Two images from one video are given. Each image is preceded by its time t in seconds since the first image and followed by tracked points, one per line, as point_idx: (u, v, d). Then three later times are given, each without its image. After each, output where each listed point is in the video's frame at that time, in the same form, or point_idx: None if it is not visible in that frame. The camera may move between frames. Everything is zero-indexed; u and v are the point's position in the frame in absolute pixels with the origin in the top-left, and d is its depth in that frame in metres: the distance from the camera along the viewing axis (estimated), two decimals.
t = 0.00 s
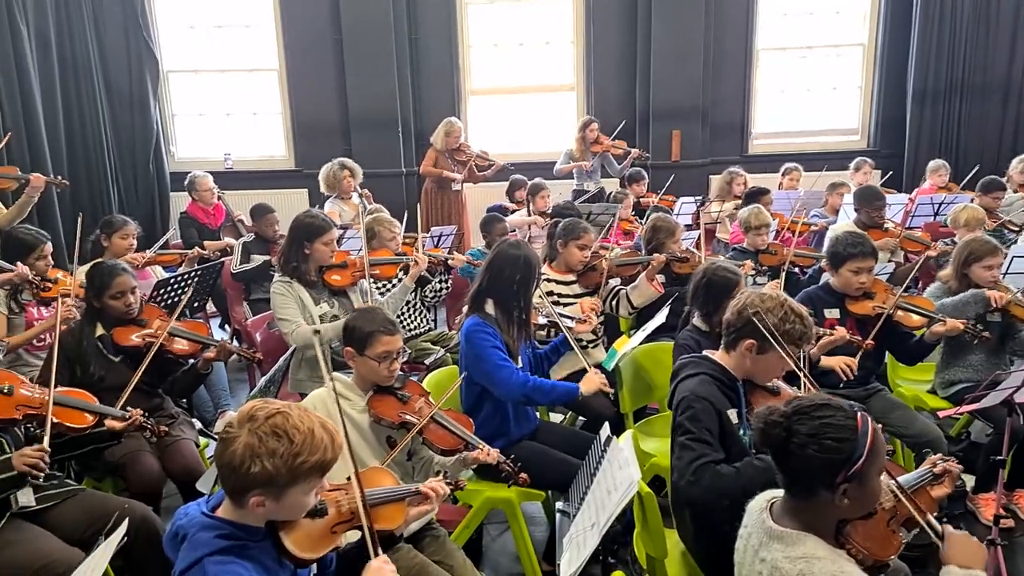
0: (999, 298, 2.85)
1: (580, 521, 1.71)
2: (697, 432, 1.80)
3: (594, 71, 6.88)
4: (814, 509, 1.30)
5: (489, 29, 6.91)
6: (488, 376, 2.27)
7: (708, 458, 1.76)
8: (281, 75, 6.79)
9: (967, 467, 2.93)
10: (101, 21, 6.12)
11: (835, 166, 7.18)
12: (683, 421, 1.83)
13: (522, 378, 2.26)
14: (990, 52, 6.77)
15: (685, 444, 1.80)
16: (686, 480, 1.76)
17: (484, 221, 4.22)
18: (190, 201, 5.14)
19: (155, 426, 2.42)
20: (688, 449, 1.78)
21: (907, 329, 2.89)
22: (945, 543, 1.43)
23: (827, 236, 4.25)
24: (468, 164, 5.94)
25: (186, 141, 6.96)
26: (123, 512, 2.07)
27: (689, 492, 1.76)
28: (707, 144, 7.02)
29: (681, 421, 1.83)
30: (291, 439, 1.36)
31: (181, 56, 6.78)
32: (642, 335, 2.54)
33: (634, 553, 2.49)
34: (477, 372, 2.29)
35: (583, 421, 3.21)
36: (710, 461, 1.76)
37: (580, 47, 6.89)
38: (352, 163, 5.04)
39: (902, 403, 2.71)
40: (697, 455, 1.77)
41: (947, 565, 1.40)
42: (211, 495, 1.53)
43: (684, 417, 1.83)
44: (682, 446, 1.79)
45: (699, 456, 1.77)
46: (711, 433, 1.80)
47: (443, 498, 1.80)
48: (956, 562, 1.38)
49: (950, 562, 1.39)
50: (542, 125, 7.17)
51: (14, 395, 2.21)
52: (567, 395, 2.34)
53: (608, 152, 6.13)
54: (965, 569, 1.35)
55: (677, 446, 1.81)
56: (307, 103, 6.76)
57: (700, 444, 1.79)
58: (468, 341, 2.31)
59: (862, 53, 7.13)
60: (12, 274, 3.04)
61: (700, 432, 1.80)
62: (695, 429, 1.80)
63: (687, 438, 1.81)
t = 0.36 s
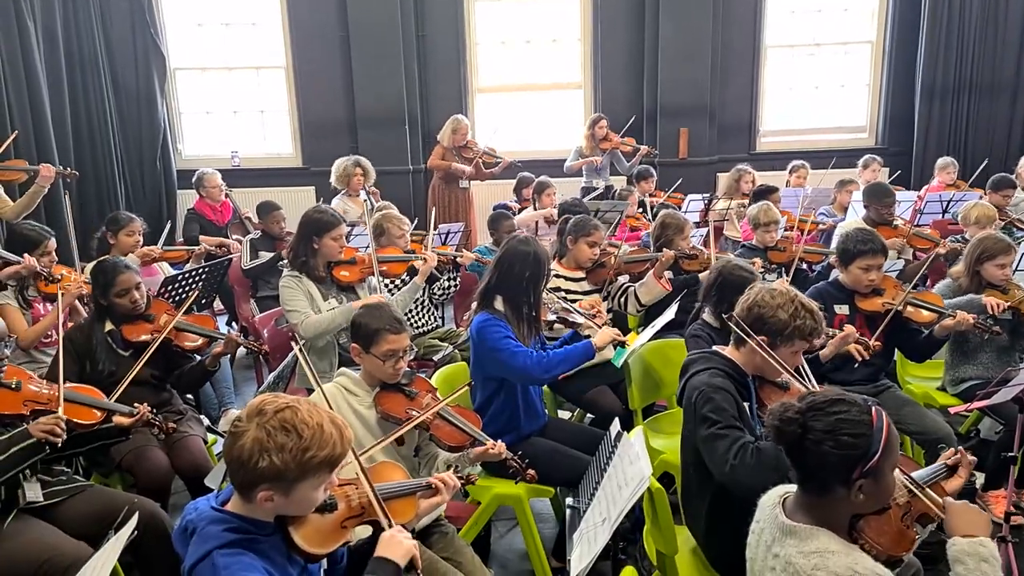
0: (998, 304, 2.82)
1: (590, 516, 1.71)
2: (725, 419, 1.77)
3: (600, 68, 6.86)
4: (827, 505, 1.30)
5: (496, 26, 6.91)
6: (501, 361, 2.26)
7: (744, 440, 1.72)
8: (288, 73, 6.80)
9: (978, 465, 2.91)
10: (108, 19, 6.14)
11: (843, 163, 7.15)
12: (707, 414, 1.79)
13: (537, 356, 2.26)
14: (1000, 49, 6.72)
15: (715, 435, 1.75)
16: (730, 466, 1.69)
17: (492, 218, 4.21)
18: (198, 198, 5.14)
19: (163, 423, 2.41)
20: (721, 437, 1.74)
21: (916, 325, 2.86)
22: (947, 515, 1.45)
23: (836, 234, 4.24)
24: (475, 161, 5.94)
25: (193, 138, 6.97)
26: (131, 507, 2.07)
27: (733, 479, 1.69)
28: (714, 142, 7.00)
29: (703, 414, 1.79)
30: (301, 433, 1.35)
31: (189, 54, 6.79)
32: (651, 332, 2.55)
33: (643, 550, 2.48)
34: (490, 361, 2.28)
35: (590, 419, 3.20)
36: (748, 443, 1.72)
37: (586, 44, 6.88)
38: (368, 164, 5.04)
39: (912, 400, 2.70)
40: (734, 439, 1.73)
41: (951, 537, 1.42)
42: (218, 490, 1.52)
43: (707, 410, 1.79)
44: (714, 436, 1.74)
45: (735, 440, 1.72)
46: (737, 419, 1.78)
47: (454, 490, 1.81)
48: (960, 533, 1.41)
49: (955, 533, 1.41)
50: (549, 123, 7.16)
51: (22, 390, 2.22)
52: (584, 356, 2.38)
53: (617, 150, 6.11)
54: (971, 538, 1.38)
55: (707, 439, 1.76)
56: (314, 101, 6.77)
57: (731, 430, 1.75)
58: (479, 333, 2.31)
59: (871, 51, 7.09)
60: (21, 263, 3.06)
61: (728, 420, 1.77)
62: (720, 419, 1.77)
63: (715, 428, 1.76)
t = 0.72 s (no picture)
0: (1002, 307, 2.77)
1: (599, 512, 1.71)
2: (739, 415, 1.76)
3: (605, 66, 6.85)
4: (838, 500, 1.29)
5: (501, 24, 6.90)
6: (500, 361, 2.26)
7: (763, 437, 1.72)
8: (292, 70, 6.79)
9: (985, 464, 2.90)
10: (112, 17, 6.13)
11: (847, 161, 7.14)
12: (720, 412, 1.78)
13: (537, 360, 2.24)
14: (1006, 47, 6.71)
15: (733, 433, 1.74)
16: (754, 463, 1.68)
17: (497, 216, 4.21)
18: (202, 196, 5.14)
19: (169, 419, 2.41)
20: (740, 435, 1.73)
21: (924, 320, 2.86)
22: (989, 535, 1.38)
23: (841, 231, 4.23)
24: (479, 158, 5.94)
25: (197, 136, 6.97)
26: (138, 503, 2.06)
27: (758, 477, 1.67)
28: (719, 139, 6.98)
29: (715, 412, 1.79)
30: (312, 429, 1.35)
31: (192, 52, 6.79)
32: (657, 329, 2.54)
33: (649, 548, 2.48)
34: (492, 360, 2.28)
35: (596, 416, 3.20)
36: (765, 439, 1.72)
37: (591, 41, 6.86)
38: (374, 164, 5.04)
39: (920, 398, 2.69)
40: (752, 436, 1.72)
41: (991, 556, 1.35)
42: (225, 487, 1.51)
43: (718, 408, 1.79)
44: (733, 435, 1.73)
45: (753, 438, 1.72)
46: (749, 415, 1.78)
47: (460, 486, 1.79)
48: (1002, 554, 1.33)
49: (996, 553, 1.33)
50: (553, 121, 7.15)
51: (29, 385, 2.19)
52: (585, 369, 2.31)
53: (617, 148, 6.13)
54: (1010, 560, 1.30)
55: (725, 438, 1.74)
56: (318, 99, 6.77)
57: (748, 427, 1.74)
58: (485, 329, 2.32)
59: (876, 49, 7.07)
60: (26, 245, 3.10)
61: (741, 417, 1.76)
62: (734, 417, 1.76)
63: (733, 426, 1.75)
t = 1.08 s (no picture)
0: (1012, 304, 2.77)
1: (609, 507, 1.70)
2: (748, 422, 1.76)
3: (609, 63, 6.85)
4: (852, 494, 1.29)
5: (504, 23, 6.89)
6: (504, 361, 2.26)
7: (769, 447, 1.72)
8: (295, 68, 6.79)
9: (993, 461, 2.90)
10: (116, 15, 6.13)
11: (852, 159, 7.13)
12: (730, 414, 1.77)
13: (537, 366, 2.24)
14: (1011, 44, 6.70)
15: (741, 439, 1.74)
16: (758, 475, 1.70)
17: (503, 213, 4.20)
18: (206, 194, 5.13)
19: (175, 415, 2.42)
20: (747, 443, 1.73)
21: (934, 318, 2.86)
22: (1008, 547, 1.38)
23: (847, 229, 4.22)
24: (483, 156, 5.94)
25: (200, 134, 6.97)
26: (148, 497, 2.06)
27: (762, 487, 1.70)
28: (723, 137, 6.97)
29: (726, 415, 1.78)
30: (323, 422, 1.35)
31: (196, 50, 6.79)
32: (664, 325, 2.54)
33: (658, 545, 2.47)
34: (497, 359, 2.28)
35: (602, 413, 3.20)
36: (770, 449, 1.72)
37: (595, 39, 6.86)
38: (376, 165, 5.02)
39: (928, 395, 2.68)
40: (758, 445, 1.73)
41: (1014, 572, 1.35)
42: (237, 481, 1.51)
43: (729, 409, 1.78)
44: (742, 442, 1.73)
45: (761, 447, 1.72)
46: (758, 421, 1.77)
47: (471, 483, 1.80)
48: None
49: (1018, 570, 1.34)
50: (557, 119, 7.15)
51: (35, 380, 2.15)
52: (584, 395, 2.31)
53: (620, 146, 6.14)
54: None
55: (733, 443, 1.75)
56: (321, 97, 6.76)
57: (756, 434, 1.74)
58: (492, 327, 2.31)
59: (880, 46, 7.06)
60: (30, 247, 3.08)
61: (750, 422, 1.76)
62: (743, 421, 1.76)
63: (742, 431, 1.75)
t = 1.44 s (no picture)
0: None
1: (623, 504, 1.69)
2: (740, 417, 1.75)
3: (618, 62, 6.84)
4: (874, 491, 1.28)
5: (514, 22, 6.88)
6: (518, 356, 2.27)
7: (750, 444, 1.71)
8: (305, 68, 6.80)
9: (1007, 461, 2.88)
10: (129, 15, 6.17)
11: (862, 158, 7.11)
12: (726, 406, 1.78)
13: (569, 365, 2.27)
14: None
15: (727, 428, 1.75)
16: (727, 464, 1.71)
17: (512, 211, 4.19)
18: (215, 192, 5.14)
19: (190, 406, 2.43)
20: (731, 433, 1.73)
21: (949, 319, 2.84)
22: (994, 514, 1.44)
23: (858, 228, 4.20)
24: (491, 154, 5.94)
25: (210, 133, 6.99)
26: (165, 492, 2.09)
27: (730, 478, 1.70)
28: (732, 137, 6.96)
29: (724, 408, 1.78)
30: (340, 417, 1.34)
31: (206, 49, 6.81)
32: (674, 324, 2.52)
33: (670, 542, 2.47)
34: (510, 354, 2.29)
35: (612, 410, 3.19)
36: (754, 448, 1.71)
37: (604, 38, 6.84)
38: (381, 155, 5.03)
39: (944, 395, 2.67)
40: (740, 440, 1.72)
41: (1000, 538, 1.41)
42: (254, 474, 1.51)
43: (727, 401, 1.78)
44: (725, 431, 1.74)
45: (741, 441, 1.71)
46: (754, 419, 1.75)
47: (489, 484, 1.79)
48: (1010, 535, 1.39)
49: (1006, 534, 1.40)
50: (566, 119, 7.14)
51: (51, 373, 2.14)
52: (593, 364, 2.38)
53: (633, 144, 6.13)
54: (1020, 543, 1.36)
55: (718, 431, 1.76)
56: (331, 96, 6.77)
57: (743, 430, 1.73)
58: (505, 325, 2.29)
59: (891, 45, 7.02)
60: (40, 225, 3.13)
61: (742, 417, 1.75)
62: (736, 414, 1.76)
63: (729, 423, 1.75)
